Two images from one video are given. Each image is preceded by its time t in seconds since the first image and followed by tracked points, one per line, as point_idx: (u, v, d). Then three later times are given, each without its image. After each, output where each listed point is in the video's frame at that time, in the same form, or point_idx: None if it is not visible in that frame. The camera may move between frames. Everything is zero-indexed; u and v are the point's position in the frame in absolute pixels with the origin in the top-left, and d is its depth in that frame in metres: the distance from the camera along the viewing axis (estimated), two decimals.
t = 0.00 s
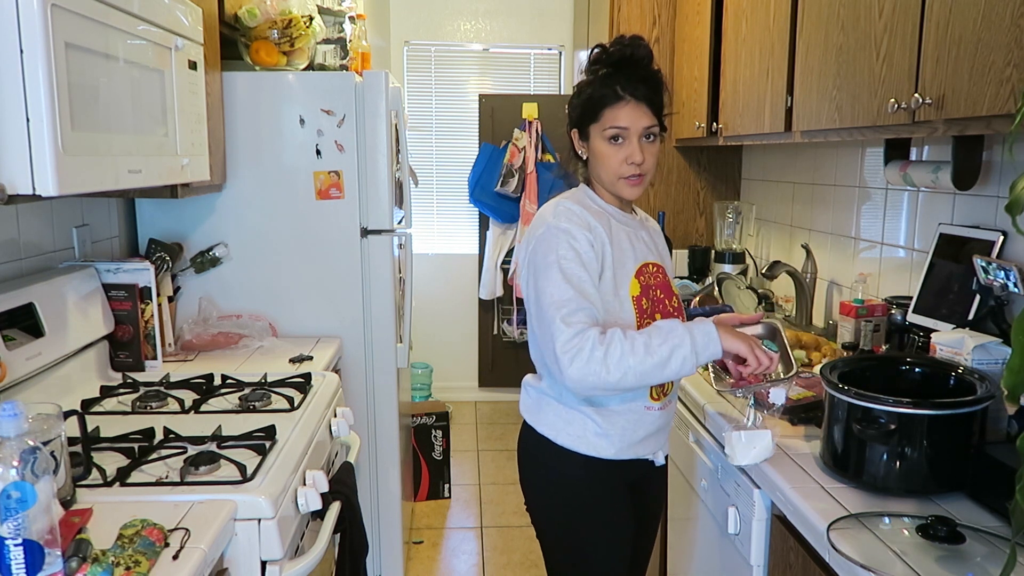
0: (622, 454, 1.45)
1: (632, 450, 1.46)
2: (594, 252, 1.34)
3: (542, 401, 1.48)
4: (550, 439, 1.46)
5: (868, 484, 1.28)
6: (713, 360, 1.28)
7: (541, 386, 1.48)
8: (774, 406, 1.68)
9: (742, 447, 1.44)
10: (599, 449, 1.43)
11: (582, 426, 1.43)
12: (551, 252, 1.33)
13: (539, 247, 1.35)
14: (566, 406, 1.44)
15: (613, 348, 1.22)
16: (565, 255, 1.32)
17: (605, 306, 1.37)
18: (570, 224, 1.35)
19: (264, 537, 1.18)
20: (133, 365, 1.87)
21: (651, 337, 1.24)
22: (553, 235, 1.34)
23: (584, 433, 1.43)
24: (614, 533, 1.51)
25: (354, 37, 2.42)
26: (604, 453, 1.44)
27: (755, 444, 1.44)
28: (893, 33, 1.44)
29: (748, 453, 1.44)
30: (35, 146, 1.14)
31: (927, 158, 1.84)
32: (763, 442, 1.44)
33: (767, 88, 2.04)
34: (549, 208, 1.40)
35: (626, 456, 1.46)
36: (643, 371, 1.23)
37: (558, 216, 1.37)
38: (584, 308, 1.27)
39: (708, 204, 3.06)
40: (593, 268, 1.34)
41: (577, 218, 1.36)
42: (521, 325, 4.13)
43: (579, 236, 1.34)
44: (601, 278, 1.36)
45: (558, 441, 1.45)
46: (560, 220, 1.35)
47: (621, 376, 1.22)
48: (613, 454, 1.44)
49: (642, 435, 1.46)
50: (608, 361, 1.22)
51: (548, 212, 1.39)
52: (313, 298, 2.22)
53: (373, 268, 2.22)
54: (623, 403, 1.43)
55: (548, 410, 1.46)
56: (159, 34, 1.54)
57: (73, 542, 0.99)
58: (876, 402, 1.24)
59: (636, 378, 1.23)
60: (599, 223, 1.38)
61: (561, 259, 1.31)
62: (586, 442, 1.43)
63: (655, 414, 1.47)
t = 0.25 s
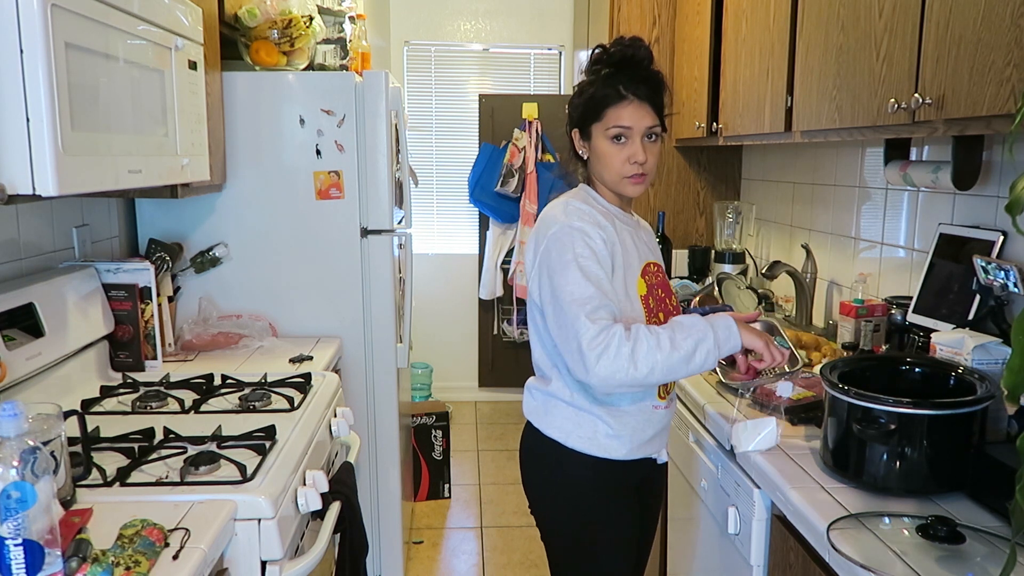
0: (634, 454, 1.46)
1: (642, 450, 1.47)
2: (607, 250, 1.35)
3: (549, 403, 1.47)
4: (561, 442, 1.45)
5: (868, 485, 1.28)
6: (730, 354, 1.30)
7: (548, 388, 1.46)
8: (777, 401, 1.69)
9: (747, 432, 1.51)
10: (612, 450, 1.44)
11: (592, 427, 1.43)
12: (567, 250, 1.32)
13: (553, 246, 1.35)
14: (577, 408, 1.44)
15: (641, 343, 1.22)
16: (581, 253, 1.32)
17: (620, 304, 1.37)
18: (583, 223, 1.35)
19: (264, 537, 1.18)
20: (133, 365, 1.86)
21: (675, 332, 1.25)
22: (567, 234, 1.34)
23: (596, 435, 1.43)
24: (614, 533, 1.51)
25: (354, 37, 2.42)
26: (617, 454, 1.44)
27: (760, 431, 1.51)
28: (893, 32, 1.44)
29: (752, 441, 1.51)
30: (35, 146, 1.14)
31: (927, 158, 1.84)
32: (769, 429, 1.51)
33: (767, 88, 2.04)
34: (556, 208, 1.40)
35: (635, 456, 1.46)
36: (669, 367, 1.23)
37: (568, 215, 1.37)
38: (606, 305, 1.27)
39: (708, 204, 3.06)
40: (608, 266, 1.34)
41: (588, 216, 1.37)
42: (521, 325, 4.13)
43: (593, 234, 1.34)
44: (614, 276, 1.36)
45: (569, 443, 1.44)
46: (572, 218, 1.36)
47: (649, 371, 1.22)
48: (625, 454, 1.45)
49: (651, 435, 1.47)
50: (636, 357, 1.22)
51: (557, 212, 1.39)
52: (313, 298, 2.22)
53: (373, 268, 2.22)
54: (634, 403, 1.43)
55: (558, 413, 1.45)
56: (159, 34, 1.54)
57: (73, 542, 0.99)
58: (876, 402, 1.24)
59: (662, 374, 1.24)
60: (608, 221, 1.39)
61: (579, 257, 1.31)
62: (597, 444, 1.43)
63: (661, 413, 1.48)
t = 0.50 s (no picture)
0: (633, 455, 1.46)
1: (641, 451, 1.47)
2: (606, 252, 1.35)
3: (549, 404, 1.47)
4: (560, 442, 1.45)
5: (868, 485, 1.28)
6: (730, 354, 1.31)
7: (548, 389, 1.47)
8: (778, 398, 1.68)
9: (743, 425, 1.54)
10: (611, 450, 1.43)
11: (592, 428, 1.43)
12: (566, 252, 1.32)
13: (551, 248, 1.35)
14: (575, 408, 1.44)
15: (641, 346, 1.23)
16: (580, 255, 1.32)
17: (619, 305, 1.37)
18: (581, 224, 1.35)
19: (264, 537, 1.18)
20: (133, 365, 1.86)
21: (674, 333, 1.26)
22: (566, 236, 1.34)
23: (595, 435, 1.43)
24: (614, 533, 1.51)
25: (354, 37, 2.42)
26: (615, 454, 1.44)
27: (759, 425, 1.53)
28: (893, 32, 1.43)
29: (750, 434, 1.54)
30: (35, 146, 1.14)
31: (927, 158, 1.84)
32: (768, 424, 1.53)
33: (767, 88, 2.04)
34: (554, 209, 1.39)
35: (635, 457, 1.47)
36: (669, 368, 1.24)
37: (567, 216, 1.36)
38: (606, 308, 1.28)
39: (708, 204, 3.06)
40: (607, 268, 1.34)
41: (586, 218, 1.36)
42: (521, 325, 4.13)
43: (592, 237, 1.34)
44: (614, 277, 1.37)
45: (569, 443, 1.44)
46: (570, 220, 1.35)
47: (649, 373, 1.23)
48: (624, 455, 1.45)
49: (651, 435, 1.47)
50: (637, 360, 1.23)
51: (555, 213, 1.38)
52: (313, 298, 2.22)
53: (373, 268, 2.22)
54: (634, 404, 1.43)
55: (557, 413, 1.45)
56: (159, 34, 1.54)
57: (73, 542, 0.99)
58: (877, 402, 1.24)
59: (663, 375, 1.24)
60: (607, 222, 1.39)
61: (578, 259, 1.31)
62: (597, 444, 1.43)
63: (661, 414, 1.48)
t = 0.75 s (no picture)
0: (626, 456, 1.45)
1: (635, 451, 1.46)
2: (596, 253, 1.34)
3: (546, 402, 1.48)
4: (555, 440, 1.46)
5: (868, 485, 1.28)
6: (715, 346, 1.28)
7: (545, 388, 1.48)
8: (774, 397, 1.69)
9: (741, 425, 1.53)
10: (603, 450, 1.43)
11: (586, 427, 1.43)
12: (553, 254, 1.33)
13: (541, 250, 1.35)
14: (571, 408, 1.44)
15: (618, 347, 1.23)
16: (567, 255, 1.32)
17: (608, 305, 1.37)
18: (571, 225, 1.34)
19: (264, 537, 1.18)
20: (133, 365, 1.87)
21: (653, 332, 1.25)
22: (554, 237, 1.34)
23: (588, 435, 1.43)
24: (614, 534, 1.51)
25: (354, 37, 2.42)
26: (608, 454, 1.44)
27: (756, 425, 1.52)
28: (893, 32, 1.43)
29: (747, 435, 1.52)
30: (34, 146, 1.14)
31: (927, 158, 1.84)
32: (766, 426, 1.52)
33: (767, 88, 2.04)
34: (550, 211, 1.39)
35: (629, 458, 1.46)
36: (649, 369, 1.24)
37: (559, 218, 1.36)
38: (588, 309, 1.27)
39: (708, 204, 3.06)
40: (596, 269, 1.34)
41: (578, 219, 1.36)
42: (521, 325, 4.13)
43: (582, 238, 1.33)
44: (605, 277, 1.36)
45: (563, 442, 1.45)
46: (561, 222, 1.35)
47: (628, 374, 1.23)
48: (617, 455, 1.44)
49: (647, 436, 1.46)
50: (614, 361, 1.23)
51: (549, 215, 1.39)
52: (313, 298, 2.22)
53: (373, 268, 2.22)
54: (627, 404, 1.43)
55: (553, 412, 1.46)
56: (159, 34, 1.54)
57: (73, 542, 0.99)
58: (877, 402, 1.24)
59: (642, 375, 1.24)
60: (600, 223, 1.38)
61: (565, 261, 1.31)
62: (590, 444, 1.43)
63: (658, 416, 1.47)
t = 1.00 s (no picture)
0: (627, 457, 1.45)
1: (636, 451, 1.46)
2: (596, 254, 1.34)
3: (546, 403, 1.48)
4: (555, 441, 1.46)
5: (867, 484, 1.28)
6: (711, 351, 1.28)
7: (545, 388, 1.48)
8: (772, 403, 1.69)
9: (736, 435, 1.50)
10: (604, 451, 1.43)
11: (587, 427, 1.43)
12: (554, 254, 1.32)
13: (542, 250, 1.35)
14: (571, 408, 1.44)
15: (614, 349, 1.22)
16: (567, 256, 1.32)
17: (607, 307, 1.37)
18: (573, 226, 1.34)
19: (264, 537, 1.18)
20: (133, 365, 1.87)
21: (649, 335, 1.24)
22: (555, 238, 1.34)
23: (589, 435, 1.43)
24: (614, 534, 1.51)
25: (354, 37, 2.42)
26: (608, 455, 1.43)
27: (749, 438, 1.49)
28: (893, 32, 1.43)
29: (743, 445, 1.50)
30: (34, 146, 1.14)
31: (927, 158, 1.84)
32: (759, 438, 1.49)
33: (767, 88, 2.04)
34: (552, 211, 1.40)
35: (630, 458, 1.46)
36: (645, 371, 1.23)
37: (561, 218, 1.36)
38: (586, 311, 1.27)
39: (708, 204, 3.06)
40: (596, 271, 1.33)
41: (580, 221, 1.36)
42: (521, 325, 4.13)
43: (583, 239, 1.33)
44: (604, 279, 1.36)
45: (563, 443, 1.45)
46: (563, 222, 1.35)
47: (623, 376, 1.22)
48: (617, 456, 1.44)
49: (647, 436, 1.46)
50: (610, 363, 1.22)
51: (551, 215, 1.39)
52: (313, 298, 2.22)
53: (373, 268, 2.22)
54: (627, 404, 1.43)
55: (553, 412, 1.46)
56: (159, 34, 1.54)
57: (73, 542, 0.99)
58: (877, 402, 1.24)
59: (638, 377, 1.23)
60: (602, 225, 1.38)
61: (565, 262, 1.31)
62: (591, 444, 1.43)
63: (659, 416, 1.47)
